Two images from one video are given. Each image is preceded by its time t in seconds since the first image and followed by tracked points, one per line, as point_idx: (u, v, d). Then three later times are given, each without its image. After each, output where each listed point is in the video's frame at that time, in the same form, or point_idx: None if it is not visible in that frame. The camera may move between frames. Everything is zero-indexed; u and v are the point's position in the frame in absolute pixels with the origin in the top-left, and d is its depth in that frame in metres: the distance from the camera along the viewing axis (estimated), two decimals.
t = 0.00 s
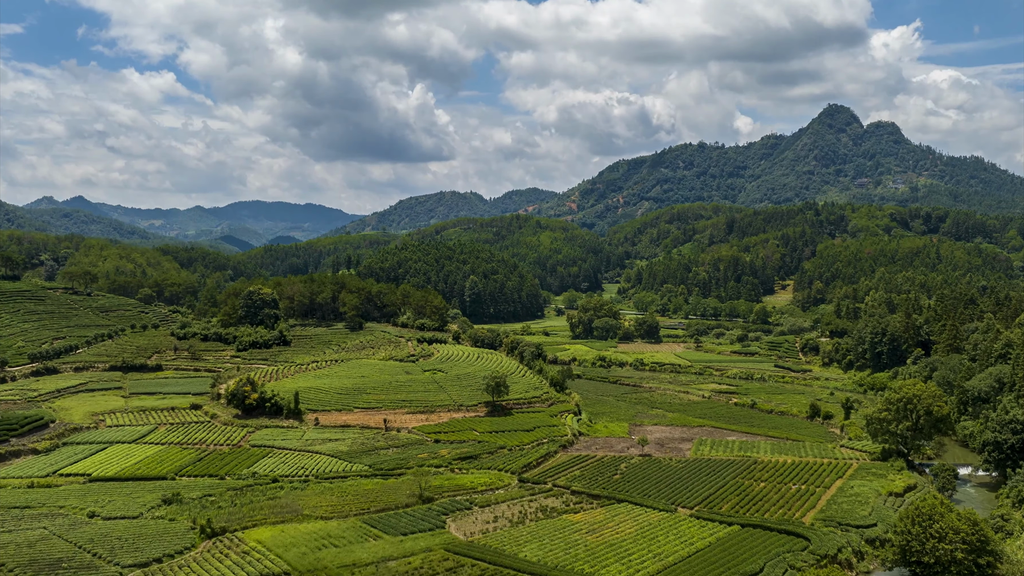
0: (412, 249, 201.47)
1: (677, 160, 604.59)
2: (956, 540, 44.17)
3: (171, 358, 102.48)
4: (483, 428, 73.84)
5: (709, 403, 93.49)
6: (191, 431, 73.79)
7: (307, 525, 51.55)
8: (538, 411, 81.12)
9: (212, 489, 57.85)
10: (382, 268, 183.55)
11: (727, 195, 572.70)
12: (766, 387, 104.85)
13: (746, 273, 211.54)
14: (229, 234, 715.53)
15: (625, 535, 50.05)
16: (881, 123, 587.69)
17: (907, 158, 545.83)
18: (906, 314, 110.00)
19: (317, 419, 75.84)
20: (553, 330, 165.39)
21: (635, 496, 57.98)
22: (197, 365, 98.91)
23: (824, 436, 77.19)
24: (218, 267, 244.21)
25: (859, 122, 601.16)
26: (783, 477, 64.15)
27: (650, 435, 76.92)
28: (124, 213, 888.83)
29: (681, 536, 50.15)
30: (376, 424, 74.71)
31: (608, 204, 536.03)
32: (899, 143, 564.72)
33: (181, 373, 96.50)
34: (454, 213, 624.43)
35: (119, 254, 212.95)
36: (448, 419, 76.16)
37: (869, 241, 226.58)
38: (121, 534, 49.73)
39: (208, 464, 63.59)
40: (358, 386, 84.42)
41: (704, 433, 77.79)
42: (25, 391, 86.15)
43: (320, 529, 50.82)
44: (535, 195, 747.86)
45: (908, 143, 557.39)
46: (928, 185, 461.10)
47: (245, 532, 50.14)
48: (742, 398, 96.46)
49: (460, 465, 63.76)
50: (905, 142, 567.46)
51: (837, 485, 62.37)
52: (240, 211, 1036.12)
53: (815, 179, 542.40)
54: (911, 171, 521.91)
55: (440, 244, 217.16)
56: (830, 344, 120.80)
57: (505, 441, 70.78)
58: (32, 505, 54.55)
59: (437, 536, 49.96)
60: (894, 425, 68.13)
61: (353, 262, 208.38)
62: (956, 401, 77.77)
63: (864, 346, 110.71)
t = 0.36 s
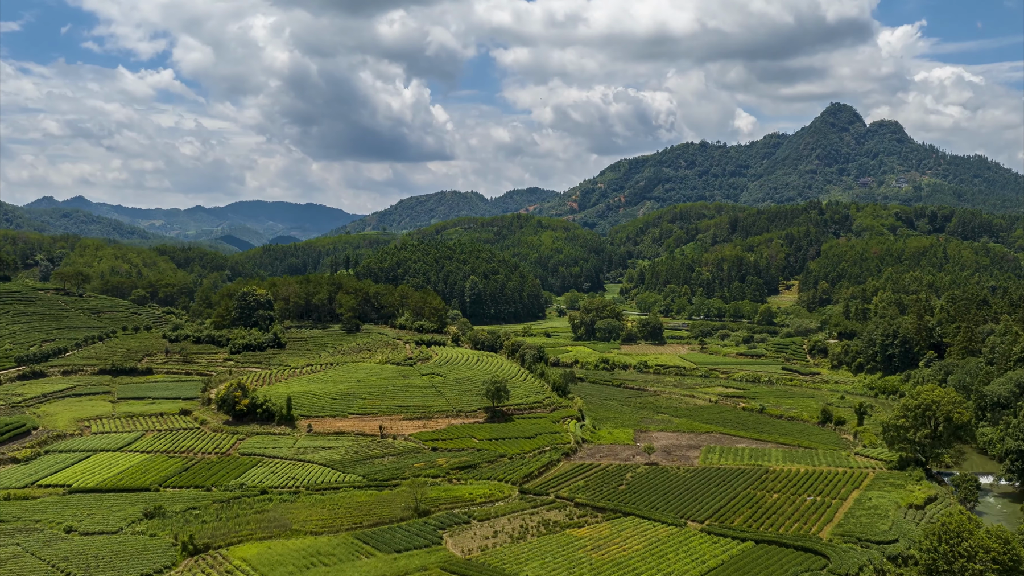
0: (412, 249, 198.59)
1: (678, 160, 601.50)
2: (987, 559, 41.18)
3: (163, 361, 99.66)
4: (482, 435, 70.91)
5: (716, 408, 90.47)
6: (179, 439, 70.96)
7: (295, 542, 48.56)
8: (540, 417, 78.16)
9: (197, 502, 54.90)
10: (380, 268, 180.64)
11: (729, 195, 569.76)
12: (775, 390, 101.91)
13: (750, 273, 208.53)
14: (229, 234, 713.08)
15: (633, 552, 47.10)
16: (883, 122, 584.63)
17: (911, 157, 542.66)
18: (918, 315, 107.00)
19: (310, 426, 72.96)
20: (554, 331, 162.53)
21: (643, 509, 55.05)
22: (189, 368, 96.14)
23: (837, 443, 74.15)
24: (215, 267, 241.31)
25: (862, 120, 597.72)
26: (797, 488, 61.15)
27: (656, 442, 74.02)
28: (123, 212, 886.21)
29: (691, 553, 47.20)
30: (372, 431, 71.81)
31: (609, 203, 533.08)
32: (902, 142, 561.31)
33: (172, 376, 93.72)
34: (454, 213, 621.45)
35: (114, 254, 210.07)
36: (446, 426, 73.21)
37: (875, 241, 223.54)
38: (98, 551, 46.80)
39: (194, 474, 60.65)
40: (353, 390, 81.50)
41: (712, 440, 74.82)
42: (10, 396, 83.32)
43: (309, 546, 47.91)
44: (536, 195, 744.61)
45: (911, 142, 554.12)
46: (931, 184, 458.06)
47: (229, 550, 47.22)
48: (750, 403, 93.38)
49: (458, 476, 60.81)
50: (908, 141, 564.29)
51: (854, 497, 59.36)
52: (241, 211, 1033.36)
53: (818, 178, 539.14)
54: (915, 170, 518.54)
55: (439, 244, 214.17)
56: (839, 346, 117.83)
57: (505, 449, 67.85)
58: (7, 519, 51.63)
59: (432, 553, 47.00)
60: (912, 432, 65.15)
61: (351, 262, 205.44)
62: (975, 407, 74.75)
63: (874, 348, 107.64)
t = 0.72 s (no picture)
0: (411, 248, 196.20)
1: (679, 159, 599.08)
2: None
3: (155, 364, 97.41)
4: (481, 441, 68.52)
5: (722, 412, 87.99)
6: (168, 446, 68.67)
7: (284, 555, 46.19)
8: (541, 422, 75.78)
9: (184, 513, 52.57)
10: (379, 268, 178.25)
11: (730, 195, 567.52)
12: (781, 393, 99.61)
13: (753, 273, 206.08)
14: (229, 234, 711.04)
15: (639, 567, 44.75)
16: (885, 121, 581.94)
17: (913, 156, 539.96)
18: (927, 316, 104.58)
19: (303, 431, 70.67)
20: (555, 332, 160.27)
21: (648, 520, 52.68)
22: (181, 371, 93.89)
23: (848, 449, 71.72)
24: (213, 267, 238.86)
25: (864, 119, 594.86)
26: (809, 497, 58.73)
27: (661, 449, 71.64)
28: (122, 212, 883.86)
29: (701, 568, 44.86)
30: (367, 436, 69.45)
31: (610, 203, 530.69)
32: (904, 142, 558.53)
33: (164, 379, 91.43)
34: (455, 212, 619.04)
35: (110, 254, 207.73)
36: (444, 432, 70.78)
37: (879, 240, 221.06)
38: (76, 565, 44.43)
39: (182, 483, 58.33)
40: (348, 393, 79.13)
41: (718, 446, 72.42)
42: None
43: (299, 560, 45.54)
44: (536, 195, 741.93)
45: (913, 141, 551.52)
46: (934, 184, 455.63)
47: (215, 564, 44.85)
48: (757, 407, 90.88)
49: (456, 484, 58.44)
50: (910, 140, 561.60)
51: (868, 507, 56.99)
52: (241, 211, 1031.03)
53: (819, 178, 536.65)
54: (917, 169, 515.96)
55: (439, 243, 211.75)
56: (846, 348, 115.41)
57: (505, 455, 65.49)
58: None
59: (428, 568, 44.66)
60: (927, 439, 62.74)
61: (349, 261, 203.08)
62: (990, 411, 72.35)
63: (883, 350, 105.16)
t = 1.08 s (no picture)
0: (410, 248, 193.66)
1: (680, 159, 596.29)
2: None
3: (145, 366, 94.79)
4: (480, 449, 65.86)
5: (729, 417, 85.25)
6: (155, 454, 66.05)
7: (271, 573, 43.55)
8: (542, 428, 73.10)
9: (167, 527, 49.92)
10: (377, 268, 175.54)
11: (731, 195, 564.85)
12: (789, 397, 96.93)
13: (757, 273, 203.42)
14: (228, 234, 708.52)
15: None
16: (887, 121, 579.55)
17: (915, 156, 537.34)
18: (938, 318, 101.90)
19: (296, 438, 68.09)
20: (556, 333, 157.65)
21: (656, 534, 50.12)
22: (172, 374, 91.33)
23: (861, 457, 69.05)
24: (210, 267, 236.13)
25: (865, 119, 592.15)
26: (823, 509, 56.00)
27: (667, 456, 68.99)
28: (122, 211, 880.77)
29: None
30: (361, 444, 66.85)
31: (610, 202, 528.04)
32: (906, 141, 555.86)
33: (154, 383, 88.85)
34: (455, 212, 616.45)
35: (105, 254, 204.94)
36: (441, 438, 68.12)
37: (883, 240, 218.40)
38: None
39: (166, 494, 55.67)
40: (343, 398, 76.48)
41: (726, 453, 69.78)
42: None
43: None
44: (537, 195, 739.19)
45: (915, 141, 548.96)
46: (936, 184, 453.02)
47: None
48: (765, 411, 88.12)
49: (453, 496, 55.79)
50: (913, 139, 558.91)
51: (887, 519, 54.28)
52: (240, 211, 1028.30)
53: (821, 177, 533.89)
54: (919, 169, 513.22)
55: (438, 243, 209.08)
56: (855, 350, 112.69)
57: (505, 464, 62.81)
58: None
59: None
60: (946, 447, 60.10)
61: (347, 262, 200.42)
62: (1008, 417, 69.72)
63: (893, 352, 102.32)
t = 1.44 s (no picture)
0: (409, 248, 191.00)
1: (681, 159, 593.60)
2: None
3: (135, 370, 92.18)
4: (479, 457, 63.21)
5: (735, 422, 82.39)
6: (140, 462, 63.38)
7: None
8: (544, 435, 70.39)
9: (147, 543, 47.23)
10: (375, 269, 172.82)
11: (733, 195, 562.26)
12: (797, 401, 94.24)
13: (761, 274, 200.67)
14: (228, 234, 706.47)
15: None
16: (889, 120, 576.69)
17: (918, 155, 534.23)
18: (951, 321, 99.24)
19: (287, 446, 65.47)
20: (557, 335, 155.02)
21: (665, 551, 47.53)
22: (162, 378, 88.67)
23: (876, 466, 66.29)
24: (207, 268, 233.41)
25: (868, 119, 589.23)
26: (839, 522, 53.27)
27: (674, 465, 66.33)
28: (121, 211, 878.02)
29: None
30: (355, 452, 64.18)
31: (611, 202, 525.36)
32: (908, 141, 553.04)
33: (143, 387, 86.21)
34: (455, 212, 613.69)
35: (100, 254, 202.21)
36: (439, 446, 65.40)
37: (888, 240, 215.72)
38: None
39: (149, 506, 53.01)
40: (337, 403, 73.79)
41: (735, 462, 67.05)
42: None
43: None
44: (537, 196, 736.48)
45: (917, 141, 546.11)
46: (939, 184, 450.30)
47: None
48: (772, 416, 85.30)
49: (451, 508, 53.13)
50: (915, 139, 556.18)
51: (906, 534, 51.57)
52: (240, 211, 1025.55)
53: (823, 177, 531.06)
54: (921, 168, 510.33)
55: (438, 243, 206.53)
56: (863, 352, 110.01)
57: (505, 474, 60.16)
58: None
59: None
60: (967, 457, 57.48)
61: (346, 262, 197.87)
62: None
63: (903, 355, 99.46)
